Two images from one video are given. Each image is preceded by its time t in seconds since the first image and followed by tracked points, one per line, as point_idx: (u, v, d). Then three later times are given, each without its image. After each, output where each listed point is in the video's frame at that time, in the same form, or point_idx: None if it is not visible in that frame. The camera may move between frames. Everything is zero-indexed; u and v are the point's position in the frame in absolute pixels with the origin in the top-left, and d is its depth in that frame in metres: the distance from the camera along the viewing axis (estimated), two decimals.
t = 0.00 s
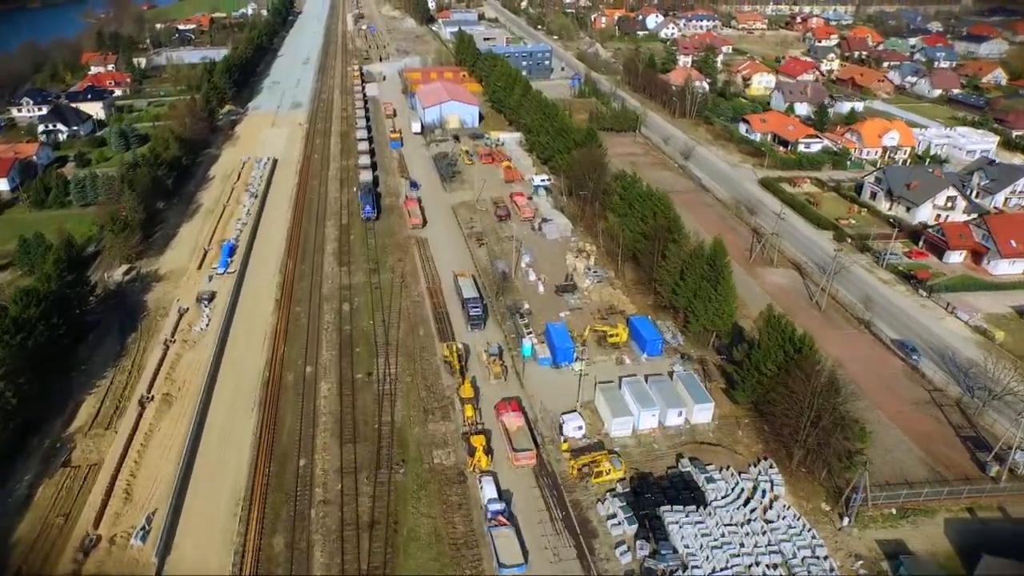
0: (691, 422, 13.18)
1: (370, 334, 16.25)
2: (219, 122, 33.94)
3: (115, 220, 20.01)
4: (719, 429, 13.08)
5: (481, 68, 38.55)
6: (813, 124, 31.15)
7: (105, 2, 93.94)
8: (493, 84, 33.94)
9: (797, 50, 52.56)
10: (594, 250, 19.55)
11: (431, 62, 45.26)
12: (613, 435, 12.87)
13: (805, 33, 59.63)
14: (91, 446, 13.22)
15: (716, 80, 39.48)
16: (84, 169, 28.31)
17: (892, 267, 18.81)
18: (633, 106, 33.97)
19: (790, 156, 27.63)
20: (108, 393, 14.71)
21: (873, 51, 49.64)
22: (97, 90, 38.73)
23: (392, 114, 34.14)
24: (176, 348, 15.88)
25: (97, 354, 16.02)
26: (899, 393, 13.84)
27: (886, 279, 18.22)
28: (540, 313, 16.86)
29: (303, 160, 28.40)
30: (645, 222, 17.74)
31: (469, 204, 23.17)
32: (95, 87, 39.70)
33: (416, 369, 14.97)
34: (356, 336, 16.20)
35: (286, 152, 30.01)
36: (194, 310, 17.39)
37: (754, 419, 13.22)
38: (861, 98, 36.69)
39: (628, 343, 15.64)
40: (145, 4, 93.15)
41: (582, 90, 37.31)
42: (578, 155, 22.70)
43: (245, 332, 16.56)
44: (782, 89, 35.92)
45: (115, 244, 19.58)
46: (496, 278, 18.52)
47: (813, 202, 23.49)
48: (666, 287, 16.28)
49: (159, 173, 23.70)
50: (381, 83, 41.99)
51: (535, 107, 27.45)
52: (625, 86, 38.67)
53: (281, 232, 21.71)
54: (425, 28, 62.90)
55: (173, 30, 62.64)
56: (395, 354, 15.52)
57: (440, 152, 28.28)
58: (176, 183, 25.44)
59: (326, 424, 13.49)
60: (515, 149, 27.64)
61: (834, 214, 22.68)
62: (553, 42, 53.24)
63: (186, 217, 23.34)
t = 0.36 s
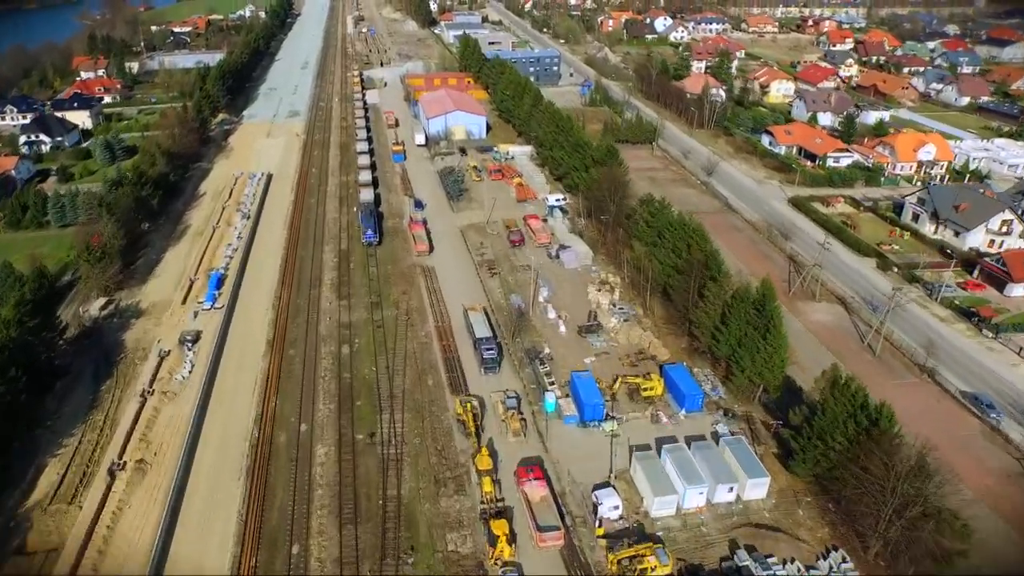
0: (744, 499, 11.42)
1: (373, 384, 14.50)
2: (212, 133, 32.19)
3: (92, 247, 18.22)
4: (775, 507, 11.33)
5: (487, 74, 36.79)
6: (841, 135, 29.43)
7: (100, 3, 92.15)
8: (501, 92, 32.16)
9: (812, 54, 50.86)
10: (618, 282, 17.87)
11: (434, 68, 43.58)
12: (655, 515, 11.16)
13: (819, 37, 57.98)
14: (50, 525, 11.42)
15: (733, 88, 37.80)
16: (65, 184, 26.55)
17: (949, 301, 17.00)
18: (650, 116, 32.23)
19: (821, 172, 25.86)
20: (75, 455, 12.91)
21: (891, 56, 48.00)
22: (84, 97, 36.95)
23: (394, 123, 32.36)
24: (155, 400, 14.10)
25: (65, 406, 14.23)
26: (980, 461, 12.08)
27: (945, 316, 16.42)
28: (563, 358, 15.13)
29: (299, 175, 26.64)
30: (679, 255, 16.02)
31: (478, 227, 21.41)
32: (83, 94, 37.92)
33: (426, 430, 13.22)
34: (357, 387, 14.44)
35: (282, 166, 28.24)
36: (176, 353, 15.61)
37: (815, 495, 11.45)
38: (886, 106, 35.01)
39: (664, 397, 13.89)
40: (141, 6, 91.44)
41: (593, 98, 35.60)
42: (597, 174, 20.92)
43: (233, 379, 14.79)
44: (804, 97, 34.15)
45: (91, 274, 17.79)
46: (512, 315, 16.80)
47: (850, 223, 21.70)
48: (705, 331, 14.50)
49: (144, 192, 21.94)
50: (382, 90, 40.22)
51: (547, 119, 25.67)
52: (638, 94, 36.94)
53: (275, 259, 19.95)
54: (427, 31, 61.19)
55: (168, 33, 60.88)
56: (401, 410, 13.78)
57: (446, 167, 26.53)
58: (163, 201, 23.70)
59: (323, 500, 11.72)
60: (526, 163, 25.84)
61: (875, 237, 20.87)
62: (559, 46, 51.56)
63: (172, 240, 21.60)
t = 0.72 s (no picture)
0: None
1: (378, 448, 12.74)
2: (204, 145, 30.44)
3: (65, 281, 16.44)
4: None
5: (495, 81, 35.00)
6: (872, 147, 27.83)
7: (97, 4, 90.38)
8: (511, 101, 30.35)
9: (830, 59, 49.10)
10: (649, 321, 16.17)
11: (438, 73, 41.90)
12: None
13: (834, 41, 56.32)
14: None
15: (751, 95, 36.12)
16: (46, 202, 24.77)
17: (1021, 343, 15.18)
18: (669, 127, 30.43)
19: (856, 190, 24.10)
20: (33, 537, 11.11)
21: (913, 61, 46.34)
22: (72, 105, 35.20)
23: (397, 134, 30.57)
24: (128, 467, 12.31)
25: (26, 472, 12.42)
26: None
27: (1018, 362, 14.67)
28: (593, 416, 13.42)
29: (297, 192, 24.90)
30: (724, 296, 14.24)
31: (491, 254, 19.67)
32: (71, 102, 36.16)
33: (440, 507, 11.47)
34: (360, 451, 12.69)
35: (278, 182, 26.47)
36: (155, 407, 13.80)
37: None
38: (916, 115, 33.29)
39: (712, 465, 12.14)
40: (138, 8, 89.78)
41: (606, 107, 33.91)
42: (622, 197, 19.14)
43: (219, 441, 13.02)
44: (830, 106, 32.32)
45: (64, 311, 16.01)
46: (533, 361, 15.04)
47: (896, 248, 19.92)
48: (756, 387, 12.71)
49: (127, 215, 20.18)
50: (384, 97, 38.42)
51: (563, 133, 23.89)
52: (653, 102, 35.17)
53: (269, 291, 18.17)
54: (429, 34, 59.46)
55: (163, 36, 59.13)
56: (411, 482, 12.03)
57: (454, 183, 24.79)
58: (149, 223, 21.96)
59: None
60: (540, 179, 24.04)
61: (925, 264, 19.07)
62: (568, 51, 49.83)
63: (157, 268, 19.84)
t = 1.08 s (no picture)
0: None
1: (388, 532, 10.98)
2: (197, 157, 28.66)
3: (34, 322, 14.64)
4: None
5: (505, 89, 33.22)
6: (910, 160, 26.01)
7: (93, 6, 88.72)
8: (524, 109, 28.50)
9: (848, 63, 47.41)
10: (690, 368, 14.43)
11: (443, 78, 40.15)
12: None
13: (850, 44, 54.59)
14: None
15: (773, 104, 34.39)
16: (24, 222, 22.97)
17: None
18: (691, 139, 28.61)
19: (900, 210, 22.35)
20: None
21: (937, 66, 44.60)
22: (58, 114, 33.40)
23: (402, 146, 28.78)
24: (96, 559, 10.53)
25: None
26: None
27: None
28: (634, 489, 11.68)
29: (295, 211, 23.12)
30: (781, 346, 12.33)
31: (508, 288, 17.91)
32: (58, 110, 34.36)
33: None
34: (367, 536, 10.93)
35: (275, 199, 24.69)
36: (131, 478, 12.03)
37: None
38: (950, 124, 31.50)
39: (779, 555, 10.36)
40: (135, 10, 88.13)
41: (622, 116, 32.16)
42: (652, 223, 17.34)
43: (202, 523, 11.25)
44: (860, 115, 30.42)
45: (32, 358, 14.23)
46: (561, 419, 13.29)
47: (954, 278, 18.13)
48: (826, 459, 10.85)
49: (109, 242, 18.39)
50: (387, 104, 36.62)
51: (583, 149, 22.10)
52: (670, 110, 33.40)
53: (264, 330, 16.40)
54: (433, 37, 57.73)
55: (159, 40, 57.36)
56: None
57: (464, 203, 23.01)
58: (133, 248, 20.16)
59: None
60: (557, 197, 22.27)
61: (987, 298, 17.29)
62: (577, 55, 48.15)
63: (141, 300, 18.05)
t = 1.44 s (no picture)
0: None
1: None
2: (189, 172, 26.90)
3: None
4: None
5: (515, 97, 31.45)
6: (954, 175, 24.15)
7: (88, 8, 86.96)
8: (538, 120, 26.70)
9: (870, 67, 45.65)
10: (742, 430, 12.65)
11: (449, 85, 38.41)
12: None
13: (869, 46, 52.83)
14: None
15: (798, 112, 32.62)
16: None
17: None
18: (717, 152, 26.78)
19: (952, 234, 20.57)
20: None
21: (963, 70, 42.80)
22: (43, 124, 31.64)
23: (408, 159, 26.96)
24: None
25: None
26: None
27: None
28: None
29: (293, 233, 21.34)
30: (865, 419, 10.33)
31: (529, 328, 16.10)
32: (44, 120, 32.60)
33: None
34: None
35: (272, 219, 22.92)
36: (98, 573, 10.25)
37: None
38: (989, 134, 29.62)
39: None
40: (132, 12, 86.38)
41: (639, 126, 30.41)
42: (691, 255, 15.55)
43: None
44: (892, 125, 28.54)
45: None
46: (598, 494, 11.52)
47: None
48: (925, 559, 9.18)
49: (86, 274, 16.60)
50: (390, 113, 34.84)
51: (606, 167, 20.34)
52: (690, 119, 31.65)
53: (257, 378, 14.62)
54: (437, 40, 55.98)
55: (154, 43, 55.60)
56: None
57: (476, 225, 21.24)
58: (115, 278, 18.37)
59: None
60: (576, 219, 20.49)
61: None
62: (587, 59, 46.42)
63: (122, 340, 16.28)
